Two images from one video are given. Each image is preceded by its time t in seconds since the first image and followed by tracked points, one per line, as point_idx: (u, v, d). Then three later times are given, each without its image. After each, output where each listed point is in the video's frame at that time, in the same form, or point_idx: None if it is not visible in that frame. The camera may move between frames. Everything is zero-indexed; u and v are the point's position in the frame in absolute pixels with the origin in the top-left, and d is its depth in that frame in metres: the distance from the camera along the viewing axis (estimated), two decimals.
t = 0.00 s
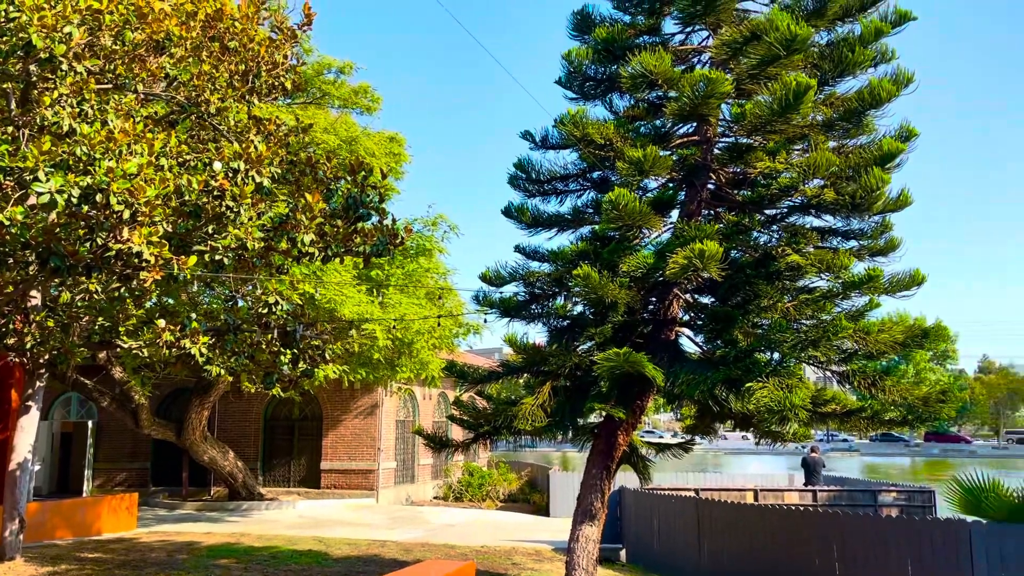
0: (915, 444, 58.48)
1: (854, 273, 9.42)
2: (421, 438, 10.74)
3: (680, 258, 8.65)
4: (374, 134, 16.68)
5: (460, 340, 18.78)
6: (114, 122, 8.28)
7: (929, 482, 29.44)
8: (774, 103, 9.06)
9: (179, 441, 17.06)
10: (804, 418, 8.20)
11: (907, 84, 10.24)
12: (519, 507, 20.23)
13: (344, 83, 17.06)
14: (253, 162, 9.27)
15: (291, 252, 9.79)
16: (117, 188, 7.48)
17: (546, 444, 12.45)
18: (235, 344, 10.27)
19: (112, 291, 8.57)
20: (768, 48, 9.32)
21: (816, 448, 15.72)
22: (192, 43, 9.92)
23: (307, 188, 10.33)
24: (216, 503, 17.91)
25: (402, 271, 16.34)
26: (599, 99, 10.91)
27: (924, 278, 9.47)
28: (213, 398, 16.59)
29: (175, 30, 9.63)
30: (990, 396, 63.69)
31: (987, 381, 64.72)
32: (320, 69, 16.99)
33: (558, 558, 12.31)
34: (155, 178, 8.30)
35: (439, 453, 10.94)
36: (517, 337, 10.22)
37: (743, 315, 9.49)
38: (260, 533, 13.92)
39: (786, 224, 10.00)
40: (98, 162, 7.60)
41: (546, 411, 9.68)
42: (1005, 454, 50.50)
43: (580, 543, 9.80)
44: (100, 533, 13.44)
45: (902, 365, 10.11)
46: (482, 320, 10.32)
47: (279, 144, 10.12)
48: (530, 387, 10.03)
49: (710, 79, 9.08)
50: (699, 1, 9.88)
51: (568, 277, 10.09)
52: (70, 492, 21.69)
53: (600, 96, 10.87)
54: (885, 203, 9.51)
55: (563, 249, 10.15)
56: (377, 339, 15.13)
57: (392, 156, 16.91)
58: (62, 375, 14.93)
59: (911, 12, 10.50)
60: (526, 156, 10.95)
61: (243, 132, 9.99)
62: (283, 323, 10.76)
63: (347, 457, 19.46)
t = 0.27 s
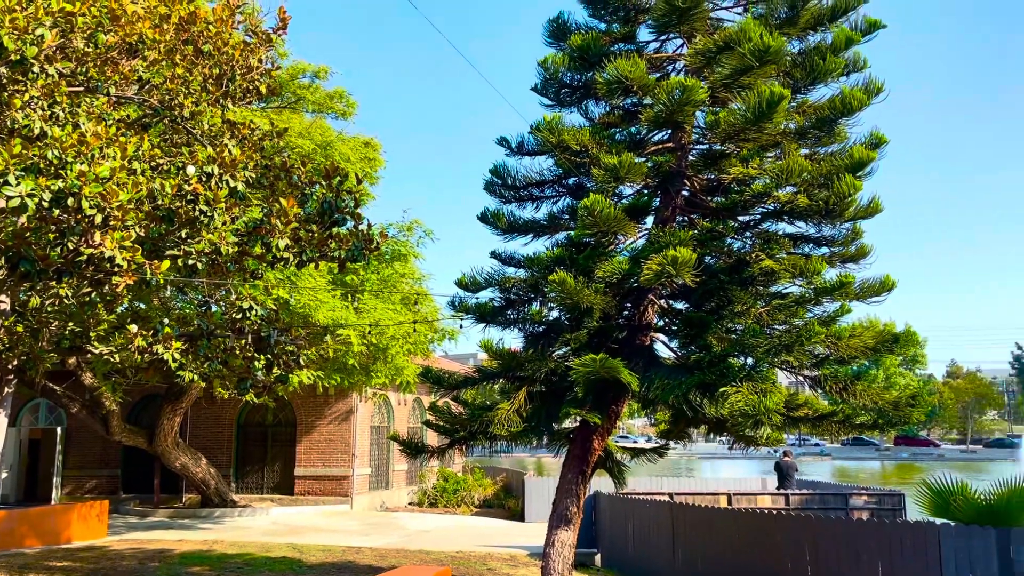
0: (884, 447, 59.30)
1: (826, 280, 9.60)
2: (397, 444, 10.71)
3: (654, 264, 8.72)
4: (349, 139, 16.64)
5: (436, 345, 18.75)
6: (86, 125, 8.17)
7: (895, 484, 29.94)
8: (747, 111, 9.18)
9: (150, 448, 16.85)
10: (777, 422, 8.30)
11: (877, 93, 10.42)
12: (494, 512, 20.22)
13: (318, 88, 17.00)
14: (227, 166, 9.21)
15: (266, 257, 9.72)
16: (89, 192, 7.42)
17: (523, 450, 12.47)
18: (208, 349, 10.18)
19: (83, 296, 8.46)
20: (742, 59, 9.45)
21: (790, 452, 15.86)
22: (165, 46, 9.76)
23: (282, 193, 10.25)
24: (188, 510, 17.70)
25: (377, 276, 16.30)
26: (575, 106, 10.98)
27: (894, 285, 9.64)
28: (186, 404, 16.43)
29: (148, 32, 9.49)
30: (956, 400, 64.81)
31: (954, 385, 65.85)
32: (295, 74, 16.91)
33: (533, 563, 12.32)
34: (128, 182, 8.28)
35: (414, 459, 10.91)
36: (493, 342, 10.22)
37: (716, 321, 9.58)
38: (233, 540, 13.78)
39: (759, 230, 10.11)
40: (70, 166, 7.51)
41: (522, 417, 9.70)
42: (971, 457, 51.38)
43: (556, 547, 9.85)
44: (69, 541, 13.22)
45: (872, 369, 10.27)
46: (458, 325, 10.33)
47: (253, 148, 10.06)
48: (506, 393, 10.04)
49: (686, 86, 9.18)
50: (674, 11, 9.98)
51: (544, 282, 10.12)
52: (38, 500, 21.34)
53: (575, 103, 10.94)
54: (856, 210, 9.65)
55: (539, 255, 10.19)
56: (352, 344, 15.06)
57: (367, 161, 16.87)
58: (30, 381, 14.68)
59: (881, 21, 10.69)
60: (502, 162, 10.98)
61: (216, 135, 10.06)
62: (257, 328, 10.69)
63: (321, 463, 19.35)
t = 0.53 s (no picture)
0: (859, 452, 59.93)
1: (800, 287, 9.72)
2: (374, 450, 10.68)
3: (631, 270, 8.79)
4: (326, 144, 16.60)
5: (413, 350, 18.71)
6: (60, 129, 8.08)
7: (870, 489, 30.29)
8: (723, 120, 9.29)
9: (123, 455, 16.64)
10: (752, 427, 8.39)
11: (850, 102, 10.59)
12: (471, 518, 20.19)
13: (296, 93, 16.96)
14: (203, 171, 9.15)
15: (242, 262, 9.68)
16: (62, 197, 7.38)
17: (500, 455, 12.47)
18: (183, 355, 10.09)
19: (56, 302, 8.36)
20: (716, 70, 9.57)
21: (766, 457, 15.99)
22: (141, 50, 9.73)
23: (259, 198, 10.18)
24: (162, 518, 17.49)
25: (355, 281, 16.26)
26: (553, 114, 11.06)
27: (868, 291, 9.79)
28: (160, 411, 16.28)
29: (124, 36, 9.36)
30: (928, 405, 65.71)
31: (926, 390, 66.75)
32: (272, 79, 16.86)
33: (510, 569, 12.32)
34: (102, 187, 8.22)
35: (392, 465, 10.87)
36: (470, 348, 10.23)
37: (693, 327, 9.66)
38: (207, 548, 13.65)
39: (735, 237, 10.22)
40: (43, 170, 7.43)
41: (499, 423, 9.71)
42: (943, 461, 52.09)
43: (533, 553, 9.88)
44: (39, 550, 13.03)
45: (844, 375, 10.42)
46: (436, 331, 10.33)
47: (230, 153, 10.01)
48: (483, 399, 10.03)
49: (662, 95, 9.28)
50: (650, 21, 10.07)
51: (521, 288, 10.15)
52: (8, 508, 21.02)
53: (553, 110, 11.02)
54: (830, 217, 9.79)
55: (516, 261, 10.21)
56: (329, 350, 15.00)
57: (345, 166, 16.84)
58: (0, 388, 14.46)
59: (853, 31, 10.87)
60: (480, 169, 11.02)
61: (193, 140, 10.01)
62: (233, 333, 10.62)
63: (297, 470, 19.21)
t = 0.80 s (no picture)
0: (837, 458, 60.44)
1: (777, 295, 9.85)
2: (353, 457, 10.68)
3: (610, 277, 8.87)
4: (307, 150, 16.59)
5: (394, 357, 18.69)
6: (38, 134, 8.01)
7: (847, 494, 30.55)
8: (701, 130, 9.40)
9: (100, 463, 16.48)
10: (729, 434, 8.49)
11: (825, 113, 10.75)
12: (452, 525, 20.18)
13: (276, 99, 16.94)
14: (182, 178, 9.13)
15: (222, 269, 9.66)
16: (40, 204, 7.36)
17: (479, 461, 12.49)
18: (161, 362, 10.04)
19: (32, 308, 8.31)
20: (692, 79, 9.70)
21: (745, 463, 16.13)
22: (121, 55, 9.63)
23: (238, 205, 10.16)
24: (138, 526, 17.32)
25: (336, 288, 16.26)
26: (534, 122, 11.15)
27: (843, 298, 9.92)
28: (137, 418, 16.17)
29: (103, 43, 9.27)
30: (905, 411, 66.43)
31: (903, 396, 67.47)
32: (252, 85, 16.84)
33: None
34: (80, 193, 8.19)
35: (371, 472, 10.87)
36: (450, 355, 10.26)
37: (671, 334, 9.76)
38: (186, 556, 13.55)
39: (713, 245, 10.33)
40: (21, 176, 7.39)
41: (479, 429, 9.75)
42: (919, 466, 52.68)
43: (512, 559, 9.93)
44: (14, 559, 12.87)
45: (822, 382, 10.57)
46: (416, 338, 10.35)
47: (210, 159, 10.00)
48: (464, 406, 10.08)
49: (639, 106, 9.40)
50: (629, 30, 10.16)
51: (502, 295, 10.20)
52: None
53: (534, 119, 11.12)
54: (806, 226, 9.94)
55: (497, 268, 10.25)
56: (309, 357, 14.96)
57: (325, 173, 16.84)
58: None
59: (829, 42, 11.05)
60: (461, 177, 11.07)
61: (172, 146, 9.92)
62: (212, 340, 10.57)
63: (277, 477, 19.11)
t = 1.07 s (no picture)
0: (818, 464, 60.83)
1: (754, 304, 9.96)
2: (334, 465, 10.66)
3: (590, 286, 8.94)
4: (289, 157, 16.59)
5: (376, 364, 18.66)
6: (17, 141, 7.98)
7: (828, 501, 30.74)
8: (679, 139, 9.51)
9: (78, 471, 16.34)
10: (706, 441, 8.57)
11: (803, 124, 10.90)
12: (433, 532, 20.15)
13: (259, 106, 16.93)
14: (163, 185, 9.12)
15: (202, 276, 9.65)
16: (19, 210, 7.33)
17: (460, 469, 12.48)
18: (140, 369, 9.99)
19: (10, 315, 8.26)
20: (671, 88, 9.83)
21: (726, 469, 16.23)
22: (101, 63, 9.58)
23: (219, 212, 10.15)
24: (117, 535, 17.17)
25: (318, 295, 16.28)
26: (515, 131, 11.25)
27: (820, 307, 10.06)
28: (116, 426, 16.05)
29: (84, 49, 9.28)
30: (885, 418, 67.02)
31: (883, 403, 68.08)
32: (235, 91, 16.82)
33: None
34: (59, 200, 8.18)
35: (351, 480, 10.88)
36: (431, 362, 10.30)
37: (651, 342, 9.84)
38: (165, 565, 13.45)
39: (692, 253, 10.44)
40: None
41: (459, 437, 9.77)
42: (899, 473, 53.17)
43: (493, 566, 9.96)
44: None
45: (802, 389, 10.74)
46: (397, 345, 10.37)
47: (190, 166, 9.99)
48: (444, 414, 10.11)
49: (617, 116, 9.50)
50: (610, 40, 10.24)
51: (482, 303, 10.24)
52: None
53: (516, 127, 11.21)
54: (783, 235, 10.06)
55: (478, 276, 10.30)
56: (290, 363, 14.92)
57: (308, 179, 16.83)
58: None
59: (806, 55, 11.22)
60: (443, 185, 11.12)
61: (153, 154, 9.94)
62: (192, 347, 10.53)
63: (258, 484, 19.00)
